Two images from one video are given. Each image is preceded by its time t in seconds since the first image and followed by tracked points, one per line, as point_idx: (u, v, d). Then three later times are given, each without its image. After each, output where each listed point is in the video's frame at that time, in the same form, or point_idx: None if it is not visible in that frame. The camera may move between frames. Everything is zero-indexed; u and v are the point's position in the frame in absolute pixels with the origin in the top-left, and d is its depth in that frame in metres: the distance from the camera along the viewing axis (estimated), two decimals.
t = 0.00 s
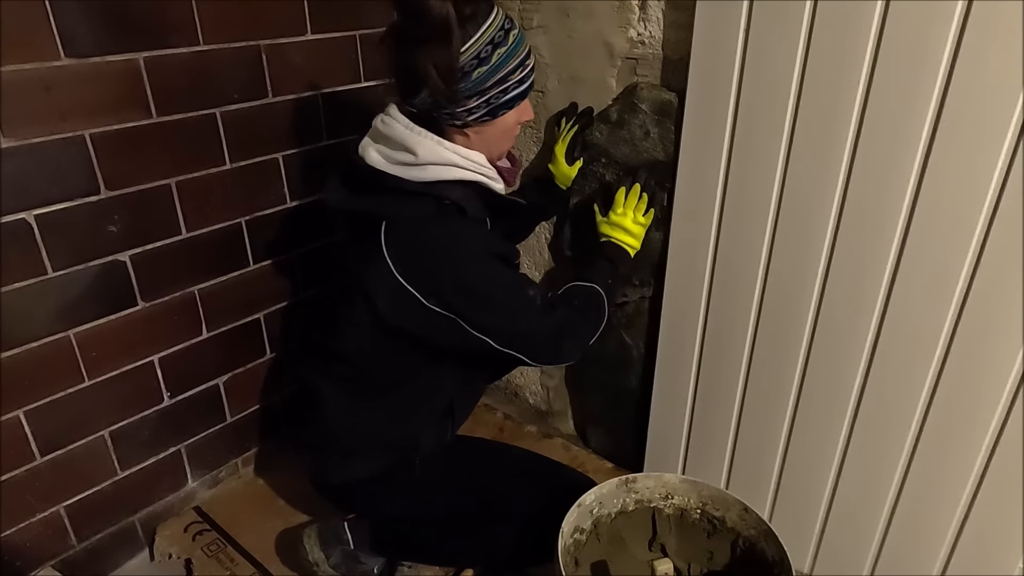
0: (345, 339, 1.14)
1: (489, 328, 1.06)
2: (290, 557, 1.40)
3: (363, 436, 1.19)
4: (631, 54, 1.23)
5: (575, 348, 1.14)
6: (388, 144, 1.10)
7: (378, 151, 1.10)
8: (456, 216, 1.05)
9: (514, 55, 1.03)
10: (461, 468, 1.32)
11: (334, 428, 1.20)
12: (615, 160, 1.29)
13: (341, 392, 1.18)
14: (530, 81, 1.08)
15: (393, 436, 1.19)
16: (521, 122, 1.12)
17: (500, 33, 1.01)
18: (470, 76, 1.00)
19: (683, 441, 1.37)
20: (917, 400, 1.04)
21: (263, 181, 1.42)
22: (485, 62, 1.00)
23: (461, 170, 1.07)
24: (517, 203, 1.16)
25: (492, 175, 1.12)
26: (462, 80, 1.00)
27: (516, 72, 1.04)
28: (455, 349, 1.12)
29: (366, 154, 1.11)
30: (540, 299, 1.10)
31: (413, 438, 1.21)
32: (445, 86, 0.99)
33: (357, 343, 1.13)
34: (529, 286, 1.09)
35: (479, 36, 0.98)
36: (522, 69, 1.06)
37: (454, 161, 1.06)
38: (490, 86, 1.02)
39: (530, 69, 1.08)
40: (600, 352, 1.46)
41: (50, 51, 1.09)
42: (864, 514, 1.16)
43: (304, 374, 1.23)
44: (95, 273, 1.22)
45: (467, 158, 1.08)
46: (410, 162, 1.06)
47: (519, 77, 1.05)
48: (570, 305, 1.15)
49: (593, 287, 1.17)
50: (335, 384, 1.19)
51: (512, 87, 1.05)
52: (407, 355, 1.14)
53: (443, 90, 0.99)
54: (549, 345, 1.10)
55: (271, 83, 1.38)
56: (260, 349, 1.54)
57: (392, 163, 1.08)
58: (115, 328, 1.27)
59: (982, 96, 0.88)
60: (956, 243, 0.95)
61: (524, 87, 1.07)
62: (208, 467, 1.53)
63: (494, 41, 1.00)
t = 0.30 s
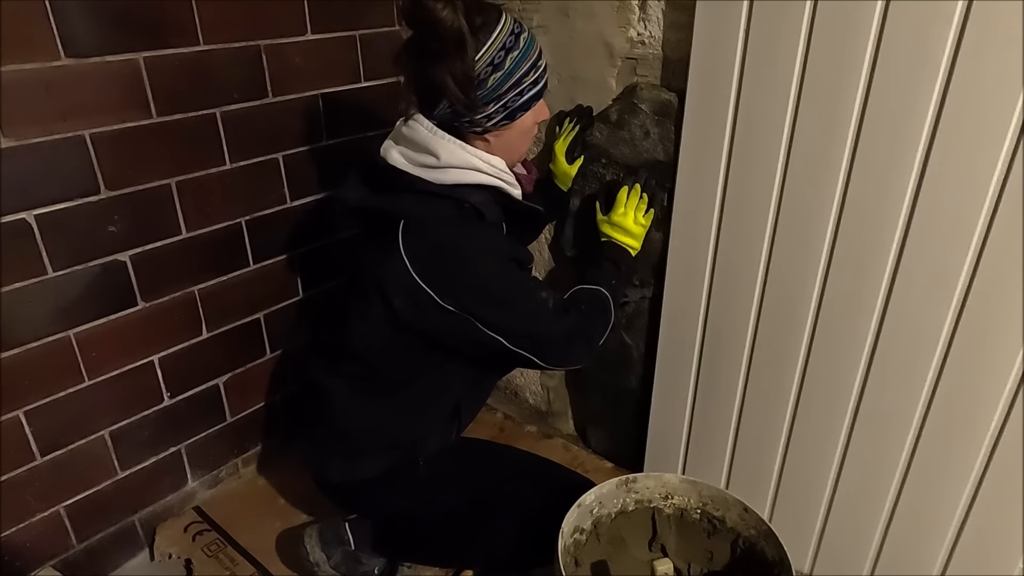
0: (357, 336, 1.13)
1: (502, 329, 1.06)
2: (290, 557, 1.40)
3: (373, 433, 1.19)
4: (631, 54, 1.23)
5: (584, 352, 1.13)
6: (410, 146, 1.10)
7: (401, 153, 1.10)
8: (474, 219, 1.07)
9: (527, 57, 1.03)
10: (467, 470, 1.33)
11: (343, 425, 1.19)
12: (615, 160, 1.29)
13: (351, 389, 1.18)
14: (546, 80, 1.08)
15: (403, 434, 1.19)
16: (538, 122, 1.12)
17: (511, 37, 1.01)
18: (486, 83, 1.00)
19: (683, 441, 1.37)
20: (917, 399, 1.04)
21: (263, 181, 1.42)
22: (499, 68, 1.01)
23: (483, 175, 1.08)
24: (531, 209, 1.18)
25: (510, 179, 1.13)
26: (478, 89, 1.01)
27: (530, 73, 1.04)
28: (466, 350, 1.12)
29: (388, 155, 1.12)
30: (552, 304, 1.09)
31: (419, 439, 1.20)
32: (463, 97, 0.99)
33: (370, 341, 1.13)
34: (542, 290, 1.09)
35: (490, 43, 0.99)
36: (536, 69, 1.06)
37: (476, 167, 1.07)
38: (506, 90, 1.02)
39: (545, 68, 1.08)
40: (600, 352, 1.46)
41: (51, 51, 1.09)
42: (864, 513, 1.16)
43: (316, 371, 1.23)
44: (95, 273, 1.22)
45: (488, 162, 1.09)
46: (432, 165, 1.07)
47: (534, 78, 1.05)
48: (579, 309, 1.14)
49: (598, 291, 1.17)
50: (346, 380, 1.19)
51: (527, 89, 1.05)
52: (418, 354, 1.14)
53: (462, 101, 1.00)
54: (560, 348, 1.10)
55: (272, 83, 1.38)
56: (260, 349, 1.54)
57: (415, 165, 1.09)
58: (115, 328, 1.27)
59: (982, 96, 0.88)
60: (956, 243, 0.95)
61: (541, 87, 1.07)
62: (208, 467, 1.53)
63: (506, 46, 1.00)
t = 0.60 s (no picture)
0: (346, 339, 1.14)
1: (489, 327, 1.06)
2: (290, 557, 1.40)
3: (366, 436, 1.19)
4: (631, 54, 1.23)
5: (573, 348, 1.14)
6: (391, 146, 1.10)
7: (381, 153, 1.10)
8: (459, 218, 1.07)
9: (507, 52, 1.03)
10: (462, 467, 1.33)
11: (337, 428, 1.19)
12: (615, 160, 1.29)
13: (342, 391, 1.18)
14: (525, 76, 1.08)
15: (396, 437, 1.19)
16: (519, 119, 1.12)
17: (491, 31, 1.01)
18: (465, 76, 1.00)
19: (683, 441, 1.37)
20: (917, 400, 1.04)
21: (263, 181, 1.42)
22: (479, 61, 1.00)
23: (465, 173, 1.07)
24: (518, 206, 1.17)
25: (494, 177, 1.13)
26: (458, 82, 1.00)
27: (510, 67, 1.04)
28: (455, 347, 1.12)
29: (369, 156, 1.11)
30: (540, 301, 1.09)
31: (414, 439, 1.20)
32: (442, 89, 0.99)
33: (359, 343, 1.13)
34: (529, 287, 1.09)
35: (470, 36, 0.98)
36: (516, 65, 1.06)
37: (457, 164, 1.07)
38: (485, 84, 1.02)
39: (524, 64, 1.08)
40: (600, 352, 1.46)
41: (50, 51, 1.09)
42: (864, 513, 1.16)
43: (308, 373, 1.23)
44: (95, 273, 1.22)
45: (470, 160, 1.09)
46: (413, 164, 1.07)
47: (513, 73, 1.05)
48: (568, 305, 1.14)
49: (590, 289, 1.18)
50: (337, 383, 1.19)
51: (506, 84, 1.05)
52: (408, 355, 1.14)
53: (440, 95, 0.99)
54: (549, 343, 1.10)
55: (271, 83, 1.38)
56: (260, 348, 1.54)
57: (395, 165, 1.09)
58: (114, 328, 1.27)
59: (982, 97, 0.88)
60: (956, 243, 0.95)
61: (519, 83, 1.07)
62: (208, 467, 1.53)
63: (486, 40, 1.00)
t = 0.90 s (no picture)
0: (343, 334, 1.14)
1: (483, 319, 1.06)
2: (290, 558, 1.40)
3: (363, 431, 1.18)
4: (631, 54, 1.23)
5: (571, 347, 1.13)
6: (382, 138, 1.10)
7: (373, 145, 1.10)
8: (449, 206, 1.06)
9: (495, 40, 1.04)
10: (463, 465, 1.33)
11: (335, 423, 1.19)
12: (615, 160, 1.29)
13: (340, 386, 1.18)
14: (512, 65, 1.08)
15: (392, 431, 1.18)
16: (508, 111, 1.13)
17: (479, 20, 1.01)
18: (453, 64, 1.01)
19: (683, 441, 1.37)
20: (917, 399, 1.04)
21: (263, 181, 1.42)
22: (467, 49, 1.01)
23: (454, 161, 1.07)
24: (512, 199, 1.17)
25: (484, 166, 1.12)
26: (445, 70, 1.01)
27: (498, 57, 1.05)
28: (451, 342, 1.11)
29: (361, 148, 1.11)
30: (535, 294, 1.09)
31: (413, 436, 1.20)
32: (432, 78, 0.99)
33: (354, 337, 1.13)
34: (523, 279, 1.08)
35: (458, 24, 0.99)
36: (504, 54, 1.06)
37: (446, 152, 1.06)
38: (473, 72, 1.03)
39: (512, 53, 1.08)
40: (600, 352, 1.46)
41: (51, 51, 1.09)
42: (864, 513, 1.16)
43: (307, 371, 1.24)
44: (95, 273, 1.22)
45: (460, 149, 1.08)
46: (403, 154, 1.06)
47: (501, 62, 1.06)
48: (566, 305, 1.14)
49: (591, 287, 1.18)
50: (336, 379, 1.19)
51: (494, 73, 1.05)
52: (404, 349, 1.14)
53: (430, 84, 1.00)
54: (545, 338, 1.10)
55: (271, 83, 1.38)
56: (260, 348, 1.54)
57: (386, 156, 1.08)
58: (114, 328, 1.27)
59: (982, 97, 0.88)
60: (956, 243, 0.95)
61: (507, 72, 1.07)
62: (208, 467, 1.53)
63: (473, 28, 1.00)
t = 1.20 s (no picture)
0: (363, 325, 1.12)
1: (518, 295, 1.03)
2: (290, 558, 1.40)
3: (382, 420, 1.17)
4: (631, 54, 1.23)
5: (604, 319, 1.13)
6: (396, 129, 1.11)
7: (388, 137, 1.11)
8: (466, 186, 1.05)
9: (484, 24, 1.04)
10: (467, 466, 1.32)
11: (352, 416, 1.17)
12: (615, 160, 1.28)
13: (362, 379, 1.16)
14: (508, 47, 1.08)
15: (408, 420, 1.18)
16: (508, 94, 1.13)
17: (466, 6, 1.02)
18: (447, 51, 1.01)
19: (683, 441, 1.37)
20: (917, 399, 1.04)
21: (263, 181, 1.42)
22: (458, 36, 1.01)
23: (468, 145, 1.07)
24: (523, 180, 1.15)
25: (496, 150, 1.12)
26: (441, 58, 1.01)
27: (490, 39, 1.05)
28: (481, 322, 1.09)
29: (376, 142, 1.12)
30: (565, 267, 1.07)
31: (422, 430, 1.20)
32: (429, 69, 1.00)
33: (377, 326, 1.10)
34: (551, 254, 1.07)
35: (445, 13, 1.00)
36: (496, 37, 1.06)
37: (459, 137, 1.07)
38: (469, 57, 1.03)
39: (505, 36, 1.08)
40: (600, 352, 1.46)
41: (50, 51, 1.09)
42: (864, 514, 1.16)
43: (321, 369, 1.21)
44: (95, 273, 1.22)
45: (472, 133, 1.08)
46: (417, 141, 1.07)
47: (495, 45, 1.06)
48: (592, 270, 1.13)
49: (618, 257, 1.15)
50: (355, 373, 1.17)
51: (490, 55, 1.05)
52: (430, 336, 1.11)
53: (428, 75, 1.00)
54: (574, 310, 1.07)
55: (271, 83, 1.38)
56: (260, 347, 1.54)
57: (401, 147, 1.09)
58: (114, 329, 1.27)
59: (982, 96, 0.88)
60: (956, 243, 0.95)
61: (502, 54, 1.07)
62: (208, 467, 1.53)
63: (461, 15, 1.01)
